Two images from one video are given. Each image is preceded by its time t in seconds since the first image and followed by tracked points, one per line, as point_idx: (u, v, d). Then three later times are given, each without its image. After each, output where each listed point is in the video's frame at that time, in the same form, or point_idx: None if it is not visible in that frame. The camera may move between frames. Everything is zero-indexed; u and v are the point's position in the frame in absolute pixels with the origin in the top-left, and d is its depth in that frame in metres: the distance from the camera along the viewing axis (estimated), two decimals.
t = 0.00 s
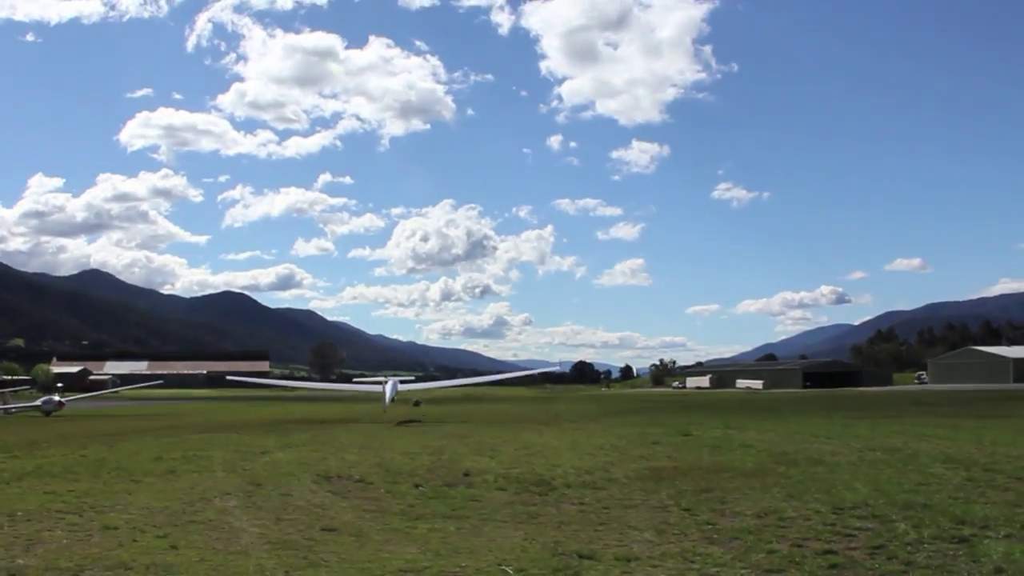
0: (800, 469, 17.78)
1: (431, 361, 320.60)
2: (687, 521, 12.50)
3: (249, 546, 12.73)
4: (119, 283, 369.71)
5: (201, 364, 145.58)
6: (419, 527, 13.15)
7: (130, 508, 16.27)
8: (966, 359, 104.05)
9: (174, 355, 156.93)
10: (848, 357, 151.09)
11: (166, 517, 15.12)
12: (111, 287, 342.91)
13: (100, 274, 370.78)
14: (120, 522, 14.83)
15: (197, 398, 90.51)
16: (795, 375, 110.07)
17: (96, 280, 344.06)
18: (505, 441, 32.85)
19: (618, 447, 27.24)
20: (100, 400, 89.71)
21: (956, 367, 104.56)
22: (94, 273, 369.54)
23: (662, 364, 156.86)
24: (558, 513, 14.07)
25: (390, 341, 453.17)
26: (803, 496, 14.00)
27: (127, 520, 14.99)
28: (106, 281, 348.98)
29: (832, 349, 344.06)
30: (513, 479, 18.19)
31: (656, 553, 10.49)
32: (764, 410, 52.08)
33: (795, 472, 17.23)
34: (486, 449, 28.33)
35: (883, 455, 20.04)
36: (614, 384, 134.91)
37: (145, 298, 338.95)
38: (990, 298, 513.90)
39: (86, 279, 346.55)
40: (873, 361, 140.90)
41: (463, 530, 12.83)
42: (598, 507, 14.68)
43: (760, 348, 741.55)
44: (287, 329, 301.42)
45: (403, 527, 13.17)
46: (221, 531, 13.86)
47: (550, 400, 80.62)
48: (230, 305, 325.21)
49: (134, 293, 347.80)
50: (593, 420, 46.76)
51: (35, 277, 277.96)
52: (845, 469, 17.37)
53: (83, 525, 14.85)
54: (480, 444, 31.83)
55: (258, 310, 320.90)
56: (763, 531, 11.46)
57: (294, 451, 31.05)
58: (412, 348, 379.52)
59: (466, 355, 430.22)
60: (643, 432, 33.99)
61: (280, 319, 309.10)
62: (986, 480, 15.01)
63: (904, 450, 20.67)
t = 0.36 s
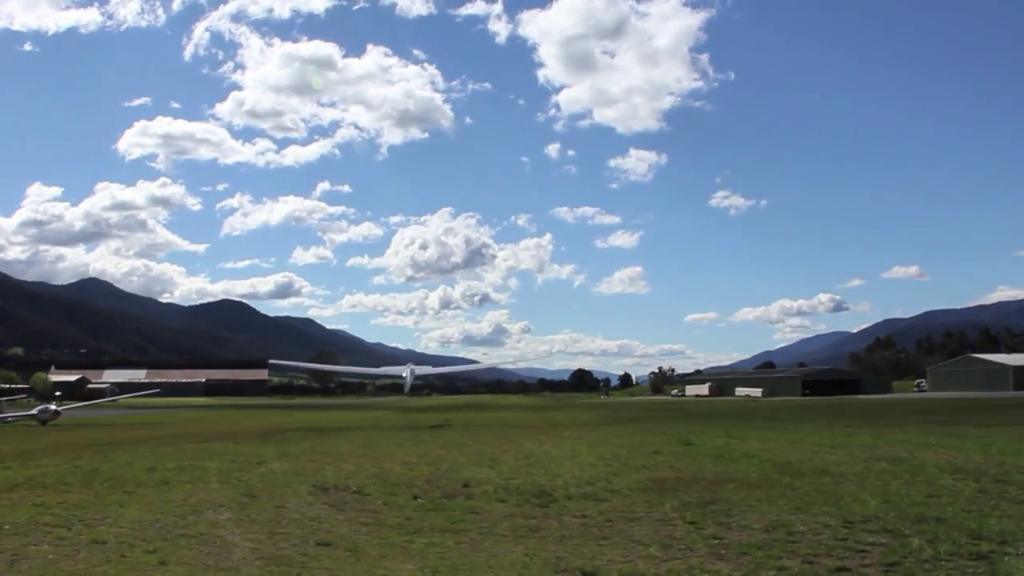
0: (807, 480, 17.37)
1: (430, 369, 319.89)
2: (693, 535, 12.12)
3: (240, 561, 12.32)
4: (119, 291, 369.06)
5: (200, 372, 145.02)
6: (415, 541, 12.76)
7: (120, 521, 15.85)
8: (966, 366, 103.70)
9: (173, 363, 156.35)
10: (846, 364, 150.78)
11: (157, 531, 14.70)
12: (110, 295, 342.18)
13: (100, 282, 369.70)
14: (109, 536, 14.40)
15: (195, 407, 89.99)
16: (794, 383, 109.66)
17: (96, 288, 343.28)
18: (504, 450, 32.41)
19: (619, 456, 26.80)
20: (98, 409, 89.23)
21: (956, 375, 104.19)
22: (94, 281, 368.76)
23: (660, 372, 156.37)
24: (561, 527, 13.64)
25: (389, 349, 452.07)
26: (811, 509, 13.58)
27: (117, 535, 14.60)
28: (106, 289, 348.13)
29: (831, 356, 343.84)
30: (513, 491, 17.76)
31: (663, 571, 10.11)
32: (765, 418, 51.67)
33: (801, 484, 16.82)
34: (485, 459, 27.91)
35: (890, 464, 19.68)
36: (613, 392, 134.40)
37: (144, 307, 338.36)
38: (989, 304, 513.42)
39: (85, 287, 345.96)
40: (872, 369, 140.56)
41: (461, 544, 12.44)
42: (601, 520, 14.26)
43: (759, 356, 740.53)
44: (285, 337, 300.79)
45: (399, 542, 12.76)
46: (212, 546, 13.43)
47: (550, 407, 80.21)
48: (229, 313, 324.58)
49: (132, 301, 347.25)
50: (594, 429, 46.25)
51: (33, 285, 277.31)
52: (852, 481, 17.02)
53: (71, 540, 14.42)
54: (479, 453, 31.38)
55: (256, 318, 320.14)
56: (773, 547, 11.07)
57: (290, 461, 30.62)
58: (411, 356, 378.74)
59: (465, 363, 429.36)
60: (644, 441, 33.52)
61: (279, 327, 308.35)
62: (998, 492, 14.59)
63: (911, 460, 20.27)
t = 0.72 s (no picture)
0: (811, 494, 16.98)
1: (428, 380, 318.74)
2: (697, 552, 11.77)
3: None
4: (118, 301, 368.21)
5: (198, 383, 144.26)
6: (411, 556, 12.45)
7: (107, 534, 15.46)
8: (966, 378, 103.31)
9: (171, 373, 155.59)
10: (846, 377, 150.19)
11: (145, 545, 14.34)
12: (109, 305, 341.25)
13: (99, 292, 368.88)
14: (96, 551, 13.97)
15: (192, 417, 89.36)
16: (794, 395, 109.10)
17: (95, 298, 342.52)
18: (502, 463, 31.94)
19: (619, 470, 26.42)
20: (95, 419, 88.61)
21: (956, 386, 103.78)
22: (92, 291, 367.97)
23: (659, 384, 155.77)
24: (561, 542, 13.26)
25: (387, 360, 450.77)
26: (819, 525, 13.20)
27: (103, 548, 14.21)
28: (104, 299, 347.34)
29: (830, 369, 343.41)
30: (513, 504, 17.36)
31: None
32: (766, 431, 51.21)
33: (806, 498, 16.46)
34: (484, 472, 27.50)
35: (896, 479, 19.31)
36: (611, 404, 133.78)
37: (143, 317, 337.52)
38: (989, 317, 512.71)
39: (84, 297, 345.09)
40: (871, 382, 140.01)
41: (459, 559, 12.08)
42: (602, 535, 13.88)
43: (757, 369, 739.38)
44: (284, 348, 299.93)
45: (393, 557, 12.41)
46: (201, 561, 13.04)
47: (548, 419, 79.68)
48: (227, 323, 323.77)
49: (131, 311, 346.26)
50: (594, 441, 45.92)
51: (32, 295, 276.48)
52: (858, 495, 16.65)
53: (55, 554, 14.00)
54: (476, 466, 30.88)
55: (255, 329, 319.17)
56: (780, 562, 10.76)
57: (285, 473, 30.17)
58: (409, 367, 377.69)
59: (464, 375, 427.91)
60: (643, 453, 33.04)
61: (277, 338, 307.32)
62: (1008, 507, 14.27)
63: (917, 474, 19.91)
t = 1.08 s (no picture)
0: (811, 512, 16.81)
1: (425, 393, 317.97)
2: (698, 571, 11.61)
3: None
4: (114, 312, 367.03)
5: (194, 394, 143.66)
6: None
7: (98, 550, 15.22)
8: (963, 394, 103.22)
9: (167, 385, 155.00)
10: (842, 392, 149.96)
11: (137, 561, 14.12)
12: (105, 316, 340.18)
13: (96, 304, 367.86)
14: (87, 568, 13.74)
15: (188, 429, 88.91)
16: (791, 410, 108.83)
17: (91, 308, 341.33)
18: (500, 478, 31.71)
19: (617, 485, 26.24)
20: (90, 429, 88.07)
21: (953, 401, 103.67)
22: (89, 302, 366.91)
23: (656, 398, 155.45)
24: (558, 562, 13.03)
25: (383, 372, 449.83)
26: (820, 543, 13.05)
27: (94, 565, 13.98)
28: (100, 309, 346.04)
29: (827, 383, 343.22)
30: (510, 520, 17.20)
31: None
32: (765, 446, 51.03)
33: (807, 516, 16.31)
34: (482, 487, 27.28)
35: (897, 495, 19.16)
36: (609, 418, 133.44)
37: (139, 328, 336.34)
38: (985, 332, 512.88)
39: (81, 307, 344.20)
40: (867, 396, 139.85)
41: None
42: (601, 553, 13.70)
43: (753, 383, 738.40)
44: (281, 359, 299.16)
45: None
46: None
47: (546, 433, 79.41)
48: (225, 335, 323.08)
49: (128, 323, 345.39)
50: (593, 455, 45.69)
51: (29, 305, 275.73)
52: (859, 512, 16.51)
53: (45, 570, 13.77)
54: (473, 480, 30.67)
55: (251, 342, 318.21)
56: None
57: (280, 488, 29.94)
58: (406, 380, 376.75)
59: (461, 388, 426.94)
60: (641, 469, 32.81)
61: (273, 350, 306.43)
62: (1011, 526, 14.14)
63: (918, 492, 19.76)
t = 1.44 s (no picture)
0: (805, 533, 16.79)
1: (417, 410, 316.92)
2: None
3: None
4: (107, 327, 365.21)
5: (187, 410, 142.91)
6: None
7: (88, 567, 15.10)
8: (955, 415, 103.39)
9: (159, 400, 154.10)
10: (834, 412, 149.96)
11: None
12: (98, 331, 338.60)
13: (89, 318, 365.87)
14: None
15: (180, 445, 88.41)
16: (784, 430, 108.84)
17: (84, 323, 339.78)
18: (493, 497, 31.58)
19: (610, 505, 26.15)
20: (83, 443, 87.68)
21: (944, 423, 103.82)
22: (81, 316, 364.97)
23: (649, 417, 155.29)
24: None
25: (376, 390, 448.02)
26: (815, 566, 13.04)
27: None
28: (93, 324, 344.38)
29: (820, 403, 343.20)
30: (502, 540, 17.09)
31: None
32: (758, 465, 51.02)
33: (801, 537, 16.30)
34: (475, 505, 27.17)
35: (891, 517, 19.15)
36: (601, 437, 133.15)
37: (132, 343, 334.69)
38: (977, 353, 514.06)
39: (73, 321, 342.63)
40: (860, 417, 139.88)
41: None
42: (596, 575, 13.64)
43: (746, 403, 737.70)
44: (274, 376, 297.97)
45: None
46: None
47: (540, 452, 79.21)
48: (217, 351, 321.96)
49: (120, 338, 343.84)
50: (585, 473, 45.70)
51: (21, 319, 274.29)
52: (853, 534, 16.50)
53: None
54: (466, 499, 30.55)
55: (244, 358, 316.89)
56: None
57: (272, 505, 29.77)
58: (399, 397, 375.53)
59: (453, 406, 425.53)
60: (634, 489, 32.70)
61: (266, 366, 305.23)
62: (1006, 549, 14.13)
63: (912, 513, 19.76)
